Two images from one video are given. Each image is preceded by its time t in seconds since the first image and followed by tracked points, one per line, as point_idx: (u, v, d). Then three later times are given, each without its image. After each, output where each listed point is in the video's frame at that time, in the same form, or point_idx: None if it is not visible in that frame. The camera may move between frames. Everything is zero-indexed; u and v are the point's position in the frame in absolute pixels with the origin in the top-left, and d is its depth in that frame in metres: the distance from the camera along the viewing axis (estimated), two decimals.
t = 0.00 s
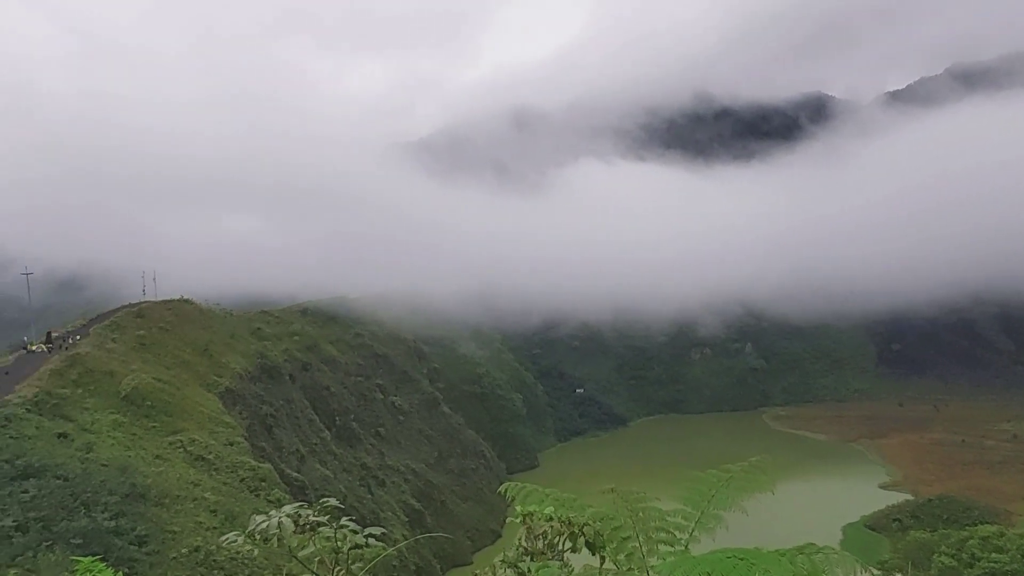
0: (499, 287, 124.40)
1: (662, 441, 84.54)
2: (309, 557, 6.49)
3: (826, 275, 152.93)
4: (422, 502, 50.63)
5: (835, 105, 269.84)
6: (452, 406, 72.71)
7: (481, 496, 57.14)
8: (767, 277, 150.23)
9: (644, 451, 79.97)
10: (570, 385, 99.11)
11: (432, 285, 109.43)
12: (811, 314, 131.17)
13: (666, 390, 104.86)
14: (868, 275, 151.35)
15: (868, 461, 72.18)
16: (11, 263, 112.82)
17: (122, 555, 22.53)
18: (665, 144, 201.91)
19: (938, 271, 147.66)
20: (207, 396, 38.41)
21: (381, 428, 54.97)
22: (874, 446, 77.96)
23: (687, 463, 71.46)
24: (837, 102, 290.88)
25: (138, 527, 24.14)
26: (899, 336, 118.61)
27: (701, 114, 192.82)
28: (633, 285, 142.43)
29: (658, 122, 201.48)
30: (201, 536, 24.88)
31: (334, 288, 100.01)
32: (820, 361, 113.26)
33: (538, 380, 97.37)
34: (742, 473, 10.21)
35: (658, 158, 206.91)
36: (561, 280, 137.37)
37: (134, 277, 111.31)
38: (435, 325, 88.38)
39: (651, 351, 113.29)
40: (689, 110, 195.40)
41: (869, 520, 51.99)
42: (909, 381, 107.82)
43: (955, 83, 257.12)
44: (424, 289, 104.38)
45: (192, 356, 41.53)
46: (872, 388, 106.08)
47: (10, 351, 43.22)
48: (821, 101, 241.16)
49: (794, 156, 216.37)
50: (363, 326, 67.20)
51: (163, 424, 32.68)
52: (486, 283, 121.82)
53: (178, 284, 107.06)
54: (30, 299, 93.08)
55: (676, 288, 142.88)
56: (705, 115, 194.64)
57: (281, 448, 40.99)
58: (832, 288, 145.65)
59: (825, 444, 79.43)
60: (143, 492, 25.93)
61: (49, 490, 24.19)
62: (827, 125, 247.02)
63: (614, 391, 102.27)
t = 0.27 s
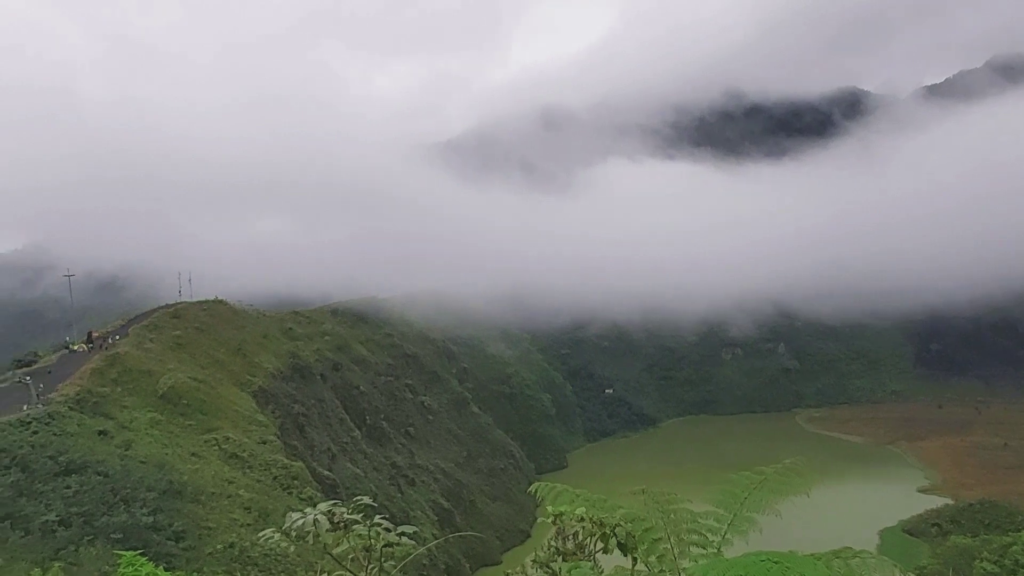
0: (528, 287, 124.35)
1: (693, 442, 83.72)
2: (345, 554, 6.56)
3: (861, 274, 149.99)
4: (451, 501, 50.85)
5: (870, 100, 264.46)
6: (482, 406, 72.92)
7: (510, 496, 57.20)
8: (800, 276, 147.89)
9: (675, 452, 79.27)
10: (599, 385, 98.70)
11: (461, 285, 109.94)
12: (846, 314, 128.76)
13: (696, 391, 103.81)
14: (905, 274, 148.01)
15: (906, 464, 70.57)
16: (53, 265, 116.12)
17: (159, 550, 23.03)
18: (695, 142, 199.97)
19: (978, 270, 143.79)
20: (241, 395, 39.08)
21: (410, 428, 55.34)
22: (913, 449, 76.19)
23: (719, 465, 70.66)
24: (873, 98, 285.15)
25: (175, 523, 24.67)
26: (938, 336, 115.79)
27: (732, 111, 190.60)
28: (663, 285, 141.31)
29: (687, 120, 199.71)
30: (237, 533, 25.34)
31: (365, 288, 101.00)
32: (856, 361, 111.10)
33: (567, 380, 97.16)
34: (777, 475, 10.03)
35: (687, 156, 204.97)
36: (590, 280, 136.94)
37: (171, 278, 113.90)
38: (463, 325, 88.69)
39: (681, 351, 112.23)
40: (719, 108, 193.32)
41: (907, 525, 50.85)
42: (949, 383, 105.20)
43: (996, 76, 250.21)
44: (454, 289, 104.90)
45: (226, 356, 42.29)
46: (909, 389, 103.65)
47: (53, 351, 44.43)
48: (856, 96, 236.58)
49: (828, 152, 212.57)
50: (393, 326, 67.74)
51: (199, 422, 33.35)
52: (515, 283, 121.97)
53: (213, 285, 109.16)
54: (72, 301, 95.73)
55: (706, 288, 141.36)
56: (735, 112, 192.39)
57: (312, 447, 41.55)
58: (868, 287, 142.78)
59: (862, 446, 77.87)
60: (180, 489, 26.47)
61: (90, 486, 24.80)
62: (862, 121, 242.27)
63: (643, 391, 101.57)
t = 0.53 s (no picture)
0: (551, 286, 124.23)
1: (719, 443, 82.96)
2: (372, 551, 6.60)
3: (890, 272, 147.43)
4: (475, 501, 50.97)
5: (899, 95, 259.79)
6: (505, 405, 72.98)
7: (533, 496, 57.18)
8: (827, 275, 145.76)
9: (699, 452, 78.63)
10: (622, 385, 98.20)
11: (484, 284, 110.14)
12: (874, 313, 126.61)
13: (721, 391, 102.80)
14: (936, 272, 145.17)
15: (938, 466, 69.22)
16: (85, 266, 118.69)
17: (189, 546, 23.42)
18: (720, 140, 198.06)
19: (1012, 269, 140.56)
20: (267, 394, 39.56)
21: (434, 427, 55.56)
22: (944, 450, 74.68)
23: (745, 466, 69.92)
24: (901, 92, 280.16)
25: (204, 520, 25.07)
26: (970, 336, 113.38)
27: (756, 108, 188.48)
28: (687, 284, 140.20)
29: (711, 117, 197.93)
30: (263, 530, 25.66)
31: (389, 288, 101.68)
32: (885, 361, 109.23)
33: (590, 380, 96.82)
34: (804, 476, 9.91)
35: (711, 154, 203.08)
36: (613, 279, 136.35)
37: (198, 279, 115.67)
38: (487, 325, 88.88)
39: (706, 351, 111.22)
40: (744, 105, 191.37)
41: (938, 528, 49.87)
42: (982, 383, 102.97)
43: None
44: (476, 289, 105.06)
45: (253, 355, 42.83)
46: (940, 389, 101.67)
47: (85, 351, 45.37)
48: (884, 92, 232.54)
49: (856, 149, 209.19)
50: (416, 326, 68.05)
51: (226, 421, 33.84)
52: (538, 283, 121.86)
53: (239, 286, 110.72)
54: (104, 301, 97.84)
55: (731, 287, 140.01)
56: (760, 109, 190.22)
57: (337, 446, 41.92)
58: (897, 285, 140.26)
59: (892, 448, 76.52)
60: (208, 487, 26.88)
61: (122, 483, 25.27)
62: (891, 117, 238.08)
63: (667, 391, 100.86)
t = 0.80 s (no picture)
0: (570, 286, 124.01)
1: (740, 444, 82.19)
2: (395, 549, 6.63)
3: (915, 271, 145.20)
4: (494, 500, 51.06)
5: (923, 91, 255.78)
6: (524, 405, 73.01)
7: (552, 496, 57.12)
8: (850, 274, 143.97)
9: (720, 453, 78.04)
10: (642, 385, 97.70)
11: (503, 284, 110.15)
12: (899, 313, 124.80)
13: (742, 392, 101.88)
14: (962, 271, 142.79)
15: (964, 468, 68.06)
16: (110, 267, 120.63)
17: (213, 543, 23.73)
18: (740, 138, 196.42)
19: None
20: (288, 394, 39.94)
21: (454, 427, 55.72)
22: (971, 452, 73.42)
23: (767, 468, 69.28)
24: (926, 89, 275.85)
25: (227, 517, 25.36)
26: (998, 336, 111.31)
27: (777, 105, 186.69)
28: (708, 284, 139.15)
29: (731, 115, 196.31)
30: (285, 528, 25.92)
31: (408, 288, 102.17)
32: (910, 362, 107.66)
33: (610, 380, 96.47)
34: (827, 478, 9.75)
35: (731, 152, 201.34)
36: (632, 279, 135.73)
37: (221, 279, 117.01)
38: (506, 325, 88.97)
39: (726, 350, 110.32)
40: (765, 102, 189.60)
41: (965, 531, 49.03)
42: (1010, 384, 101.06)
43: None
44: (495, 289, 105.09)
45: (274, 355, 43.27)
46: (967, 390, 100.01)
47: (111, 351, 46.12)
48: (908, 88, 229.16)
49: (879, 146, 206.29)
50: (436, 326, 68.30)
51: (249, 420, 34.23)
52: (557, 283, 121.65)
53: (261, 286, 111.96)
54: (129, 302, 99.35)
55: (752, 286, 138.74)
56: (781, 106, 188.33)
57: (357, 445, 42.21)
58: (922, 284, 138.17)
59: (917, 450, 75.37)
60: (231, 485, 27.19)
61: (147, 480, 25.66)
62: (915, 113, 234.63)
63: (688, 391, 100.18)
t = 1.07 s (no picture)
0: (592, 286, 123.63)
1: (765, 446, 81.27)
2: (418, 547, 6.68)
3: (945, 271, 142.47)
4: (516, 500, 51.11)
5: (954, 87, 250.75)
6: (546, 405, 72.99)
7: (574, 496, 57.05)
8: (878, 273, 141.64)
9: (744, 455, 77.25)
10: (665, 386, 97.13)
11: (525, 284, 110.20)
12: (928, 313, 122.50)
13: (767, 393, 100.77)
14: (994, 271, 139.70)
15: (997, 473, 66.55)
16: (139, 268, 123.01)
17: (239, 540, 24.04)
18: (765, 136, 194.27)
19: None
20: (311, 392, 40.35)
21: (475, 427, 55.86)
22: (1004, 456, 71.79)
23: (792, 470, 68.42)
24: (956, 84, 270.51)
25: (252, 515, 25.68)
26: None
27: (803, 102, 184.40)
28: (732, 283, 137.87)
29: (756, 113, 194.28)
30: (309, 526, 26.18)
31: (431, 288, 102.60)
32: (940, 363, 105.64)
33: (632, 380, 96.03)
34: (854, 481, 9.60)
35: (756, 150, 199.23)
36: (654, 279, 135.02)
37: (246, 280, 118.65)
38: (529, 325, 88.98)
39: (751, 351, 109.22)
40: (790, 100, 187.38)
41: (997, 537, 47.98)
42: None
43: None
44: (517, 289, 105.17)
45: (298, 355, 43.71)
46: (1000, 392, 97.86)
47: (139, 350, 46.94)
48: (939, 83, 224.89)
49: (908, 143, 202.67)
50: (459, 327, 68.52)
51: (273, 419, 34.61)
52: (579, 283, 121.39)
53: (286, 287, 113.35)
54: (157, 302, 101.16)
55: (777, 286, 137.10)
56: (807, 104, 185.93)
57: (380, 444, 42.47)
58: (953, 284, 135.41)
59: (948, 453, 73.92)
60: (256, 482, 27.55)
61: (175, 478, 26.09)
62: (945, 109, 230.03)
63: (711, 392, 99.36)
